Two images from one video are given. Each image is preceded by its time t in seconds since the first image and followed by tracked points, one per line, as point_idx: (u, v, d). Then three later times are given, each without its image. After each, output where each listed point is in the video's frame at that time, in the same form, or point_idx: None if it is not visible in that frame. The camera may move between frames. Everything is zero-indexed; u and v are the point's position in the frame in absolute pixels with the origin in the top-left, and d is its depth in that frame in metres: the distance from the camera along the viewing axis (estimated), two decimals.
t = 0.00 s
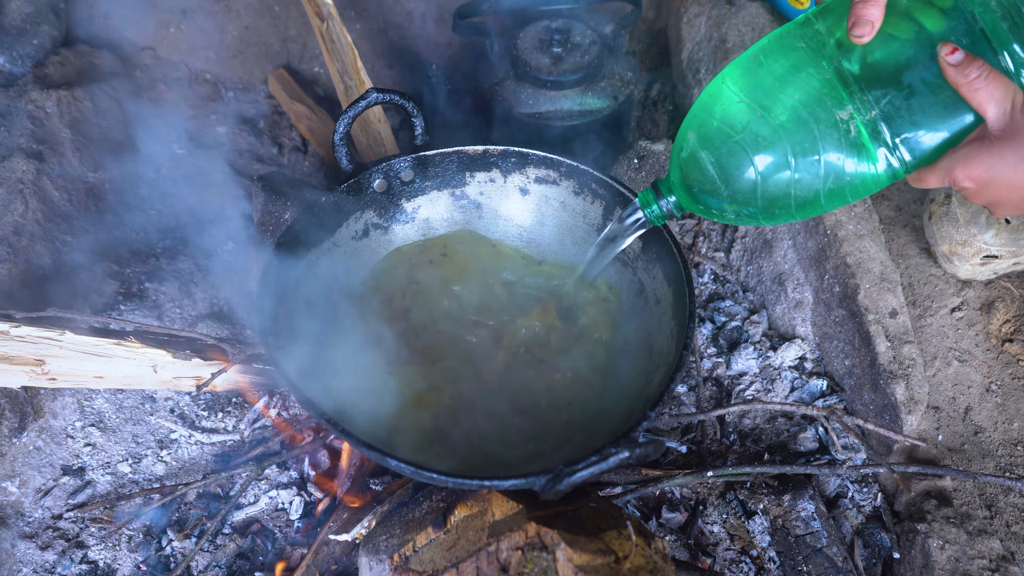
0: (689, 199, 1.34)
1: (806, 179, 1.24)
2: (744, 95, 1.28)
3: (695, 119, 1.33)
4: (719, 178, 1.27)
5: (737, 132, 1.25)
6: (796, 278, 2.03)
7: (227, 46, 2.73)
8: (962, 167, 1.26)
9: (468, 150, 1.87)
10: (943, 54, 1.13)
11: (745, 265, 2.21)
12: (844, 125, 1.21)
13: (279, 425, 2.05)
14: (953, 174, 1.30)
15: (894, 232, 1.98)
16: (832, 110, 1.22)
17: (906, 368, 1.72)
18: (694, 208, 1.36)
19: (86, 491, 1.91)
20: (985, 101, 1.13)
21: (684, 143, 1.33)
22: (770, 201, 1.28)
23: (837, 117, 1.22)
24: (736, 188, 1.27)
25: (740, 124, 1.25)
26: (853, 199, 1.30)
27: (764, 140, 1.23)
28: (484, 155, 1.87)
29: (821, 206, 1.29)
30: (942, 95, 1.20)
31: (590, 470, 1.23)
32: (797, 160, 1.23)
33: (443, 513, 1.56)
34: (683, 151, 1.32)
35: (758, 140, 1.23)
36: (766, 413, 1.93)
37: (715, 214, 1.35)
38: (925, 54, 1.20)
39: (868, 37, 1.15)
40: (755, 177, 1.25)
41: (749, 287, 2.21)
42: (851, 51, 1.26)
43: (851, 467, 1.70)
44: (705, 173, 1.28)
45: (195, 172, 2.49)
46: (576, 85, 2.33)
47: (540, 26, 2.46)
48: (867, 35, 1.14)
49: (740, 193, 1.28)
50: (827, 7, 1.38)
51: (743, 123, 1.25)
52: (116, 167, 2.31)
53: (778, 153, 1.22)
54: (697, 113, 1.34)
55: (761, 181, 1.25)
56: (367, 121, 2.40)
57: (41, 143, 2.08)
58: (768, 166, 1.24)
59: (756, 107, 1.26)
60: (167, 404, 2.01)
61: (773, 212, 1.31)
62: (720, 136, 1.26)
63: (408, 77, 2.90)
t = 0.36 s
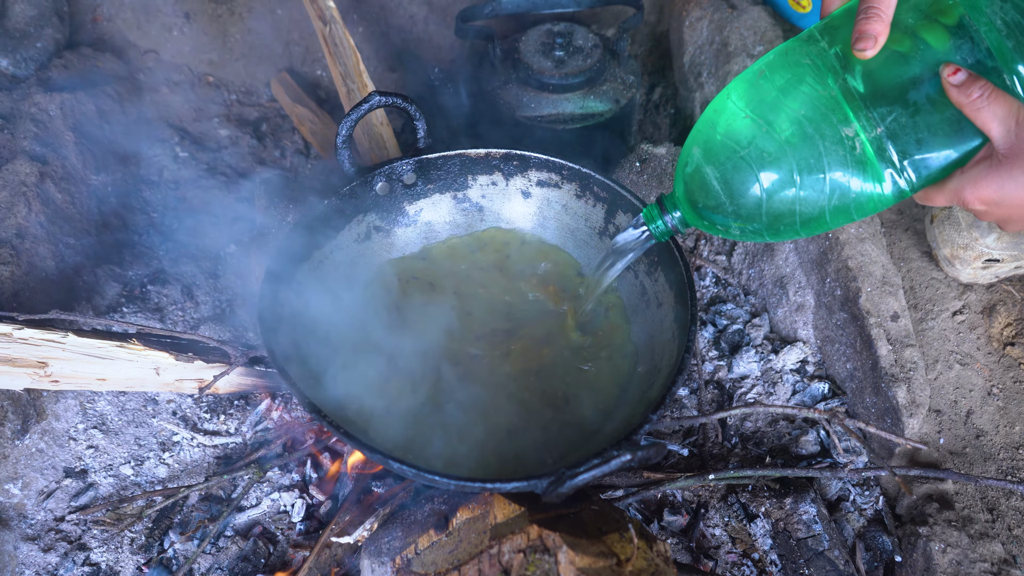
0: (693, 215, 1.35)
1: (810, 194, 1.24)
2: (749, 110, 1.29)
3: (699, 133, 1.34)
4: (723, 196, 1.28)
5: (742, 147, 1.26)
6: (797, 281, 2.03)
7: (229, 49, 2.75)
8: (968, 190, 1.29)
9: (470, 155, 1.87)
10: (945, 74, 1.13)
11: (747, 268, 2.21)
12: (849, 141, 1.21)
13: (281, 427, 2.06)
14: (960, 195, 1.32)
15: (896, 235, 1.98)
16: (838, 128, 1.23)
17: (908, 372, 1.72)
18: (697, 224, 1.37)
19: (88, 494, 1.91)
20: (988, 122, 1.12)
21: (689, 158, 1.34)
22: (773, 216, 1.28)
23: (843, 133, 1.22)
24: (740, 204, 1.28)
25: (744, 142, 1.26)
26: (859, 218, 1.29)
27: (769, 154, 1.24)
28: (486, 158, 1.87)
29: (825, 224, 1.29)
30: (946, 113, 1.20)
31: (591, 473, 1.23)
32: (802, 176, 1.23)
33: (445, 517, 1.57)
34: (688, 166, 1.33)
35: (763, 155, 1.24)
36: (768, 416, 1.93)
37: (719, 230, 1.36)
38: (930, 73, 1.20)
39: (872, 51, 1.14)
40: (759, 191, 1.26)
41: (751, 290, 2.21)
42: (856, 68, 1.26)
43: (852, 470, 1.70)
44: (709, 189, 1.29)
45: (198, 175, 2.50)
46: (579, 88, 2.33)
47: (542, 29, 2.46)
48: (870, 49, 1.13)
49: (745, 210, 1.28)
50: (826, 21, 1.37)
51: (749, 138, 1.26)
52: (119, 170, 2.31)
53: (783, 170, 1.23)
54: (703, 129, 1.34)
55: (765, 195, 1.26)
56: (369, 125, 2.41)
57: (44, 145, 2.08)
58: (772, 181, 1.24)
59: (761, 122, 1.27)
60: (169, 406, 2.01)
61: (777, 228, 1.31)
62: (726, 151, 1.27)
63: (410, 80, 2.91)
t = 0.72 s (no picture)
0: (691, 234, 1.35)
1: (809, 214, 1.24)
2: (748, 129, 1.30)
3: (697, 151, 1.34)
4: (721, 215, 1.28)
5: (741, 167, 1.26)
6: (798, 286, 2.03)
7: (230, 54, 2.77)
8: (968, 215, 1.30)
9: (471, 160, 1.87)
10: (940, 101, 1.15)
11: (748, 274, 2.21)
12: (847, 164, 1.22)
13: (283, 432, 2.06)
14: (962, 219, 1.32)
15: (897, 241, 1.98)
16: (836, 152, 1.22)
17: (908, 377, 1.72)
18: (695, 242, 1.37)
19: (89, 498, 1.91)
20: (982, 146, 1.13)
21: (688, 177, 1.33)
22: (772, 236, 1.28)
23: (841, 156, 1.22)
24: (739, 224, 1.27)
25: (742, 162, 1.26)
26: (856, 239, 1.30)
27: (768, 174, 1.24)
28: (487, 163, 1.87)
29: (822, 244, 1.29)
30: (942, 139, 1.22)
31: (592, 478, 1.23)
32: (801, 199, 1.23)
33: (445, 522, 1.56)
34: (687, 184, 1.33)
35: (762, 176, 1.23)
36: (768, 421, 1.93)
37: (717, 248, 1.36)
38: (927, 93, 1.21)
39: (870, 75, 1.17)
40: (759, 211, 1.25)
41: (752, 295, 2.21)
42: (853, 92, 1.26)
43: (853, 475, 1.69)
44: (707, 209, 1.29)
45: (199, 179, 2.50)
46: (579, 94, 2.33)
47: (543, 35, 2.47)
48: (868, 72, 1.16)
49: (743, 230, 1.28)
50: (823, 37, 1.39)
51: (747, 158, 1.25)
52: (120, 174, 2.32)
53: (782, 191, 1.23)
54: (701, 149, 1.34)
55: (764, 215, 1.25)
56: (371, 130, 2.41)
57: (46, 150, 2.08)
58: (770, 201, 1.24)
59: (760, 143, 1.26)
60: (170, 411, 2.01)
61: (775, 248, 1.31)
62: (724, 171, 1.27)
63: (411, 85, 2.92)
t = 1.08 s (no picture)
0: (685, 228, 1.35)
1: (802, 211, 1.24)
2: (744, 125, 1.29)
3: (694, 146, 1.34)
4: (715, 211, 1.28)
5: (736, 161, 1.26)
6: (799, 287, 2.02)
7: (232, 54, 2.75)
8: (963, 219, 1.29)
9: (473, 161, 1.87)
10: (932, 106, 1.14)
11: (750, 275, 2.21)
12: (842, 162, 1.21)
13: (283, 432, 2.06)
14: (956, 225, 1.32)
15: (898, 242, 1.98)
16: (831, 150, 1.22)
17: (910, 379, 1.73)
18: (688, 236, 1.37)
19: (89, 498, 1.91)
20: (974, 152, 1.12)
21: (682, 170, 1.34)
22: (763, 233, 1.28)
23: (836, 154, 1.22)
24: (731, 219, 1.28)
25: (737, 158, 1.26)
26: (848, 241, 1.30)
27: (764, 170, 1.23)
28: (489, 163, 1.87)
29: (814, 243, 1.29)
30: (936, 143, 1.21)
31: (593, 480, 1.23)
32: (794, 196, 1.22)
33: (446, 522, 1.56)
34: (682, 178, 1.33)
35: (757, 171, 1.23)
36: (769, 423, 1.93)
37: (709, 242, 1.36)
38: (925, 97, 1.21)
39: (866, 76, 1.17)
40: (752, 208, 1.25)
41: (753, 296, 2.21)
42: (850, 91, 1.25)
43: (854, 477, 1.69)
44: (701, 202, 1.29)
45: (200, 179, 2.50)
46: (580, 94, 2.34)
47: (544, 35, 2.47)
48: (864, 72, 1.16)
49: (735, 226, 1.29)
50: (822, 37, 1.38)
51: (742, 152, 1.26)
52: (121, 174, 2.31)
53: (776, 189, 1.22)
54: (696, 142, 1.34)
55: (757, 212, 1.26)
56: (371, 129, 2.41)
57: (46, 149, 2.08)
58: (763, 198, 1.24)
59: (757, 138, 1.26)
60: (170, 411, 2.00)
61: (766, 245, 1.31)
62: (718, 165, 1.27)
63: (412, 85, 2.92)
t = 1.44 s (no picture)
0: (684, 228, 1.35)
1: (803, 213, 1.24)
2: (745, 125, 1.29)
3: (694, 144, 1.34)
4: (715, 211, 1.28)
5: (738, 160, 1.26)
6: (800, 288, 2.02)
7: (232, 54, 2.74)
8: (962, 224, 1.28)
9: (473, 162, 1.87)
10: (932, 112, 1.13)
11: (750, 276, 2.20)
12: (842, 164, 1.21)
13: (283, 433, 2.05)
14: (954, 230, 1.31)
15: (899, 242, 1.98)
16: (832, 151, 1.22)
17: (911, 380, 1.73)
18: (687, 236, 1.37)
19: (89, 499, 1.91)
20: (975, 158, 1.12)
21: (682, 169, 1.33)
22: (764, 233, 1.28)
23: (837, 156, 1.21)
24: (731, 219, 1.28)
25: (737, 158, 1.26)
26: (848, 242, 1.29)
27: (764, 170, 1.23)
28: (489, 164, 1.87)
29: (814, 245, 1.29)
30: (937, 148, 1.21)
31: (594, 482, 1.23)
32: (795, 196, 1.22)
33: (447, 524, 1.55)
34: (682, 177, 1.32)
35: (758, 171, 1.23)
36: (770, 424, 1.93)
37: (707, 242, 1.37)
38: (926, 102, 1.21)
39: (868, 79, 1.16)
40: (752, 208, 1.25)
41: (754, 297, 2.21)
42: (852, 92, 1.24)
43: (856, 478, 1.69)
44: (702, 202, 1.29)
45: (200, 179, 2.50)
46: (581, 95, 2.33)
47: (545, 35, 2.47)
48: (866, 74, 1.16)
49: (734, 226, 1.29)
50: (822, 39, 1.38)
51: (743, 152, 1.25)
52: (121, 174, 2.31)
53: (776, 190, 1.23)
54: (697, 141, 1.34)
55: (757, 212, 1.26)
56: (371, 130, 2.41)
57: (46, 150, 2.08)
58: (764, 199, 1.24)
59: (759, 139, 1.26)
60: (170, 412, 2.00)
61: (766, 246, 1.31)
62: (719, 164, 1.27)
63: (412, 85, 2.92)
